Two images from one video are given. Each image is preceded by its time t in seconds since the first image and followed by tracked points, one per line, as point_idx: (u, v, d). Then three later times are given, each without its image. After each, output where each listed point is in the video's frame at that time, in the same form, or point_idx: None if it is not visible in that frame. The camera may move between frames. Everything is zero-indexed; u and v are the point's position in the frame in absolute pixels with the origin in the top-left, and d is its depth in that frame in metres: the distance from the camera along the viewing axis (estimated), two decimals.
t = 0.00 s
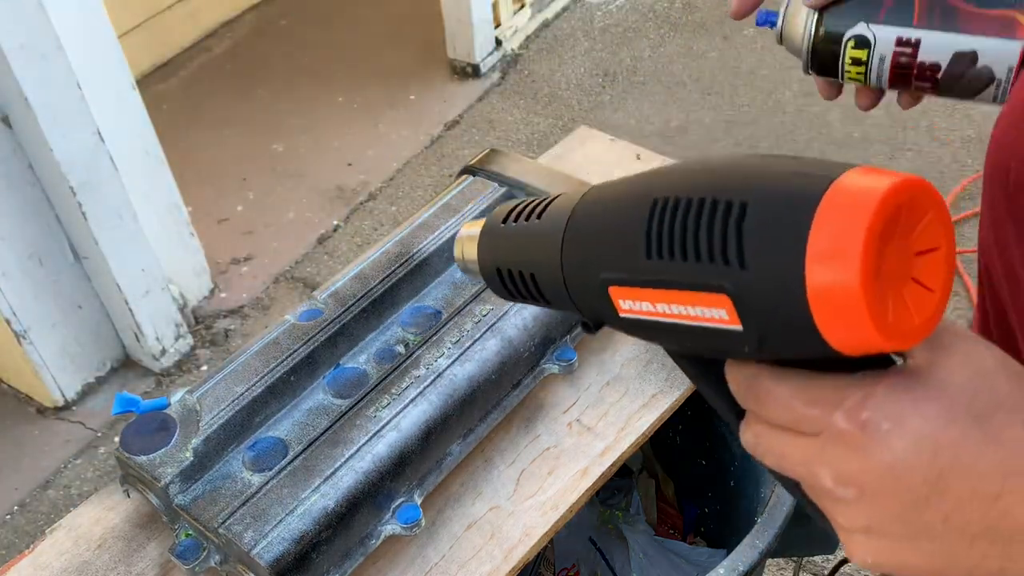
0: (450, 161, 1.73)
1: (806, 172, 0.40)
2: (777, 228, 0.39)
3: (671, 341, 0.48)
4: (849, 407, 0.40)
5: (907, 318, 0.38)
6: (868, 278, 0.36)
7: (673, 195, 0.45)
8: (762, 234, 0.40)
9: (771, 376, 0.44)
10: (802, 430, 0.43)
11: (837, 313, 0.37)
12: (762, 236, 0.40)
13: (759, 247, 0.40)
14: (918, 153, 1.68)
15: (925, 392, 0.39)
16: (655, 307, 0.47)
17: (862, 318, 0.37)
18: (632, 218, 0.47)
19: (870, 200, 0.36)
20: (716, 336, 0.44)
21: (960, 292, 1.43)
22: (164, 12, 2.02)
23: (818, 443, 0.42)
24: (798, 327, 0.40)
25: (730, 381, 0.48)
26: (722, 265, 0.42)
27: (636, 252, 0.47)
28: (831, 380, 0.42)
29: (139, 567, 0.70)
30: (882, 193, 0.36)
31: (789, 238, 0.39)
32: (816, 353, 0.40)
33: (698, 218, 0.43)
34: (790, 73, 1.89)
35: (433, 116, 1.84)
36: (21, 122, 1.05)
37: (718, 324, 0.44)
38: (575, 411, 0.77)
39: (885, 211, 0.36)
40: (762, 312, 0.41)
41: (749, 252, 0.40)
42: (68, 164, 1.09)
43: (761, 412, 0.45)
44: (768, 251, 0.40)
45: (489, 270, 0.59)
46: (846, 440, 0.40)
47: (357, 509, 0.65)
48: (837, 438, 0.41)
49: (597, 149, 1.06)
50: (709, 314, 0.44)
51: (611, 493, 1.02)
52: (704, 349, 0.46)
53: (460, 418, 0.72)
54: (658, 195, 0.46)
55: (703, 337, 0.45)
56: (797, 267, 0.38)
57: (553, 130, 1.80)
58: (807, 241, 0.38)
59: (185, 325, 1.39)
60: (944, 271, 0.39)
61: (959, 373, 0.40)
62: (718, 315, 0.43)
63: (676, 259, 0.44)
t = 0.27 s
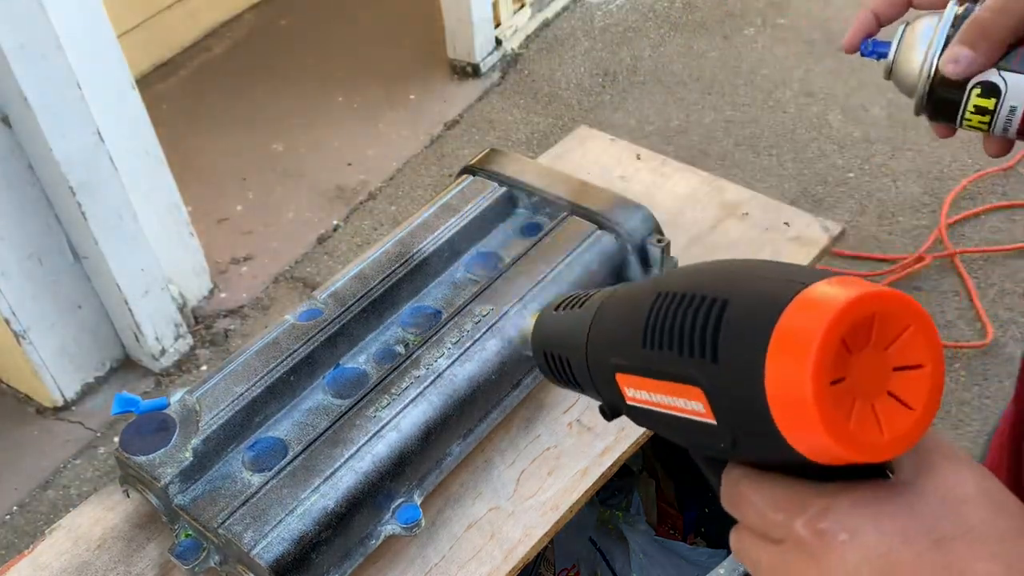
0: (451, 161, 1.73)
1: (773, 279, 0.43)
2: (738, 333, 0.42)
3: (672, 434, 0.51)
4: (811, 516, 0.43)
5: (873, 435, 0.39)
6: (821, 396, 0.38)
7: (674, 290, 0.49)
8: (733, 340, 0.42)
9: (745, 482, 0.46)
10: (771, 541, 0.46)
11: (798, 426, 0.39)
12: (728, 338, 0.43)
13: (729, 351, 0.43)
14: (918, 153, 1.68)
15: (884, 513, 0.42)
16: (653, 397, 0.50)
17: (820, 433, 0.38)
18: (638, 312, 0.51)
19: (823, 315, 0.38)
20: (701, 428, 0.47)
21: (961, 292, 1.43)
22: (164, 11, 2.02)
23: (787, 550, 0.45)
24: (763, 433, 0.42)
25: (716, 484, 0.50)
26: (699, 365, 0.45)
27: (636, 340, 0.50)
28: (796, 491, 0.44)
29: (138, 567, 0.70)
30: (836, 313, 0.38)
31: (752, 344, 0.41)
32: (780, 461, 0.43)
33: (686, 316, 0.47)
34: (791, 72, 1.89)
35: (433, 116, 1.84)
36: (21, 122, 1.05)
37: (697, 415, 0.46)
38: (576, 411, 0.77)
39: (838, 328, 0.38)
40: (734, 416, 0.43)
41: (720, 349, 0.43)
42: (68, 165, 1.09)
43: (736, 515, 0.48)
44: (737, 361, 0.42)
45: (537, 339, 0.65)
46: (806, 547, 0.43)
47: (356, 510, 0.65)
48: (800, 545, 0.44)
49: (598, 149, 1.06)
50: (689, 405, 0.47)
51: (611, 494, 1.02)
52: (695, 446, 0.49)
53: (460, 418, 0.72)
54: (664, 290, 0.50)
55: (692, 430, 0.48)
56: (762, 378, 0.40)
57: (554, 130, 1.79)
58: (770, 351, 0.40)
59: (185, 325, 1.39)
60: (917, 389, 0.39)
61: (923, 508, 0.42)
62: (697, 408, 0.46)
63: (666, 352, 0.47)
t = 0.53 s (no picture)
0: (451, 161, 1.73)
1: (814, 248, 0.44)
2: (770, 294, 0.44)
3: (696, 398, 0.52)
4: (825, 477, 0.44)
5: (891, 401, 0.40)
6: (844, 359, 0.39)
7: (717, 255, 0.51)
8: (766, 300, 0.44)
9: (766, 445, 0.48)
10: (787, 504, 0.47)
11: (820, 390, 0.41)
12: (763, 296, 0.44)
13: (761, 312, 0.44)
14: (918, 153, 1.67)
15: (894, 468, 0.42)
16: (678, 353, 0.52)
17: (840, 395, 0.40)
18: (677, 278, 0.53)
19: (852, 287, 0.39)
20: (723, 385, 0.49)
21: (961, 292, 1.43)
22: (164, 11, 2.02)
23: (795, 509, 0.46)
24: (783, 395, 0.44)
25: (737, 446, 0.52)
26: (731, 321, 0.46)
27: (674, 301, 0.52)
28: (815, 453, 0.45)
29: (138, 567, 0.70)
30: (866, 280, 0.39)
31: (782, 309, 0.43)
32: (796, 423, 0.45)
33: (727, 275, 0.48)
34: (791, 72, 1.89)
35: (433, 116, 1.84)
36: (21, 122, 1.05)
37: (723, 372, 0.48)
38: (576, 411, 0.77)
39: (866, 296, 0.39)
40: (756, 375, 0.45)
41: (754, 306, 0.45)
42: (68, 165, 1.09)
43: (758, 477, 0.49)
44: (767, 320, 0.44)
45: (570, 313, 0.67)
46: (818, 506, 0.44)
47: (357, 510, 0.65)
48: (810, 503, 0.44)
49: (598, 149, 1.06)
50: (714, 360, 0.48)
51: (612, 494, 1.02)
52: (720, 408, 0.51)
53: (460, 418, 0.72)
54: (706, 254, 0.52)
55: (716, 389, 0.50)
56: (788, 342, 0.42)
57: (554, 130, 1.79)
58: (799, 316, 0.41)
59: (185, 325, 1.39)
60: (939, 366, 0.40)
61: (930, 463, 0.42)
62: (721, 363, 0.48)
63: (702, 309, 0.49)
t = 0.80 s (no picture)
0: (451, 161, 1.73)
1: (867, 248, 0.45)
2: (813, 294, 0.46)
3: (709, 378, 0.55)
4: (851, 489, 0.46)
5: (940, 419, 0.41)
6: (901, 375, 0.40)
7: (750, 239, 0.52)
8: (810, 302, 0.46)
9: (791, 448, 0.51)
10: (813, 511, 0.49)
11: (870, 400, 0.41)
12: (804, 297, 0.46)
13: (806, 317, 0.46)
14: (918, 154, 1.68)
15: (920, 475, 0.42)
16: (707, 344, 0.54)
17: (891, 410, 0.40)
18: (703, 260, 0.54)
19: (917, 297, 0.40)
20: (754, 383, 0.51)
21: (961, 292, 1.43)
22: (164, 11, 2.02)
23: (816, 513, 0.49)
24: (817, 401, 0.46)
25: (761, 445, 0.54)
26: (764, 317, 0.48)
27: (699, 285, 0.53)
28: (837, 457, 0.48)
29: (138, 567, 0.70)
30: (928, 294, 0.39)
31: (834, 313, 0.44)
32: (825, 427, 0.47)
33: (758, 266, 0.50)
34: (790, 72, 1.89)
35: (433, 116, 1.84)
36: (21, 122, 1.05)
37: (755, 372, 0.50)
38: (576, 411, 0.77)
39: (931, 311, 0.39)
40: (790, 379, 0.47)
41: (794, 306, 0.47)
42: (68, 165, 1.09)
43: (785, 484, 0.51)
44: (811, 324, 0.45)
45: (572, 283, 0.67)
46: (846, 518, 0.45)
47: (357, 510, 0.65)
48: (838, 514, 0.46)
49: (598, 149, 1.06)
50: (750, 360, 0.50)
51: (612, 494, 1.02)
52: (737, 395, 0.53)
53: (461, 418, 0.72)
54: (739, 239, 0.53)
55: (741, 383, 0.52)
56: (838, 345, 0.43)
57: (554, 130, 1.79)
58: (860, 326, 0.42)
59: (185, 325, 1.39)
60: (996, 384, 0.41)
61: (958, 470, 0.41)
62: (755, 364, 0.50)
63: (731, 297, 0.51)
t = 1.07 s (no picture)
0: (451, 161, 1.73)
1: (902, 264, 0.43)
2: (847, 313, 0.44)
3: (735, 396, 0.54)
4: (886, 521, 0.42)
5: (982, 446, 0.39)
6: (939, 399, 0.38)
7: (775, 253, 0.50)
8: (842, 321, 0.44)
9: (821, 473, 0.48)
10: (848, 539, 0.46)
11: (904, 424, 0.40)
12: (836, 316, 0.44)
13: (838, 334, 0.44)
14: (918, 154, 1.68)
15: (956, 503, 0.39)
16: (730, 360, 0.52)
17: (928, 434, 0.38)
18: (726, 272, 0.52)
19: (962, 315, 0.38)
20: (783, 404, 0.49)
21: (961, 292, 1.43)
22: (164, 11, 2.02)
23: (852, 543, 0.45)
24: (851, 424, 0.44)
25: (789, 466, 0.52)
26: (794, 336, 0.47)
27: (723, 299, 0.51)
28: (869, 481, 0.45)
29: (139, 566, 0.70)
30: (969, 314, 0.38)
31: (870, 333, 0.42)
32: (862, 454, 0.44)
33: (788, 282, 0.48)
34: (790, 72, 1.89)
35: (433, 116, 1.84)
36: (21, 122, 1.05)
37: (783, 393, 0.48)
38: (576, 411, 0.77)
39: (972, 332, 0.38)
40: (822, 402, 0.45)
41: (826, 326, 0.45)
42: (68, 165, 1.09)
43: (816, 513, 0.48)
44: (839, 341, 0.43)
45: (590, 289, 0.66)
46: (881, 552, 0.42)
47: (356, 510, 0.65)
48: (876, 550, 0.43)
49: (597, 149, 1.06)
50: (776, 379, 0.48)
51: (612, 494, 1.02)
52: (765, 414, 0.51)
53: (461, 418, 0.72)
54: (766, 252, 0.51)
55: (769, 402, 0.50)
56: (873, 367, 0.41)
57: (554, 130, 1.79)
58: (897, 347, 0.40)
59: (185, 325, 1.39)
60: None
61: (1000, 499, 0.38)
62: (783, 384, 0.48)
63: (758, 314, 0.49)
